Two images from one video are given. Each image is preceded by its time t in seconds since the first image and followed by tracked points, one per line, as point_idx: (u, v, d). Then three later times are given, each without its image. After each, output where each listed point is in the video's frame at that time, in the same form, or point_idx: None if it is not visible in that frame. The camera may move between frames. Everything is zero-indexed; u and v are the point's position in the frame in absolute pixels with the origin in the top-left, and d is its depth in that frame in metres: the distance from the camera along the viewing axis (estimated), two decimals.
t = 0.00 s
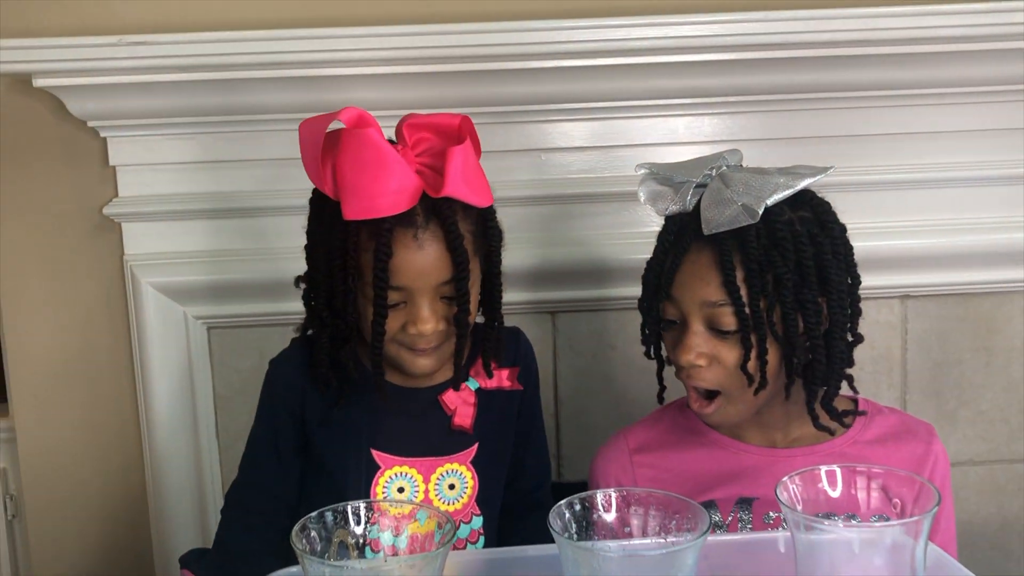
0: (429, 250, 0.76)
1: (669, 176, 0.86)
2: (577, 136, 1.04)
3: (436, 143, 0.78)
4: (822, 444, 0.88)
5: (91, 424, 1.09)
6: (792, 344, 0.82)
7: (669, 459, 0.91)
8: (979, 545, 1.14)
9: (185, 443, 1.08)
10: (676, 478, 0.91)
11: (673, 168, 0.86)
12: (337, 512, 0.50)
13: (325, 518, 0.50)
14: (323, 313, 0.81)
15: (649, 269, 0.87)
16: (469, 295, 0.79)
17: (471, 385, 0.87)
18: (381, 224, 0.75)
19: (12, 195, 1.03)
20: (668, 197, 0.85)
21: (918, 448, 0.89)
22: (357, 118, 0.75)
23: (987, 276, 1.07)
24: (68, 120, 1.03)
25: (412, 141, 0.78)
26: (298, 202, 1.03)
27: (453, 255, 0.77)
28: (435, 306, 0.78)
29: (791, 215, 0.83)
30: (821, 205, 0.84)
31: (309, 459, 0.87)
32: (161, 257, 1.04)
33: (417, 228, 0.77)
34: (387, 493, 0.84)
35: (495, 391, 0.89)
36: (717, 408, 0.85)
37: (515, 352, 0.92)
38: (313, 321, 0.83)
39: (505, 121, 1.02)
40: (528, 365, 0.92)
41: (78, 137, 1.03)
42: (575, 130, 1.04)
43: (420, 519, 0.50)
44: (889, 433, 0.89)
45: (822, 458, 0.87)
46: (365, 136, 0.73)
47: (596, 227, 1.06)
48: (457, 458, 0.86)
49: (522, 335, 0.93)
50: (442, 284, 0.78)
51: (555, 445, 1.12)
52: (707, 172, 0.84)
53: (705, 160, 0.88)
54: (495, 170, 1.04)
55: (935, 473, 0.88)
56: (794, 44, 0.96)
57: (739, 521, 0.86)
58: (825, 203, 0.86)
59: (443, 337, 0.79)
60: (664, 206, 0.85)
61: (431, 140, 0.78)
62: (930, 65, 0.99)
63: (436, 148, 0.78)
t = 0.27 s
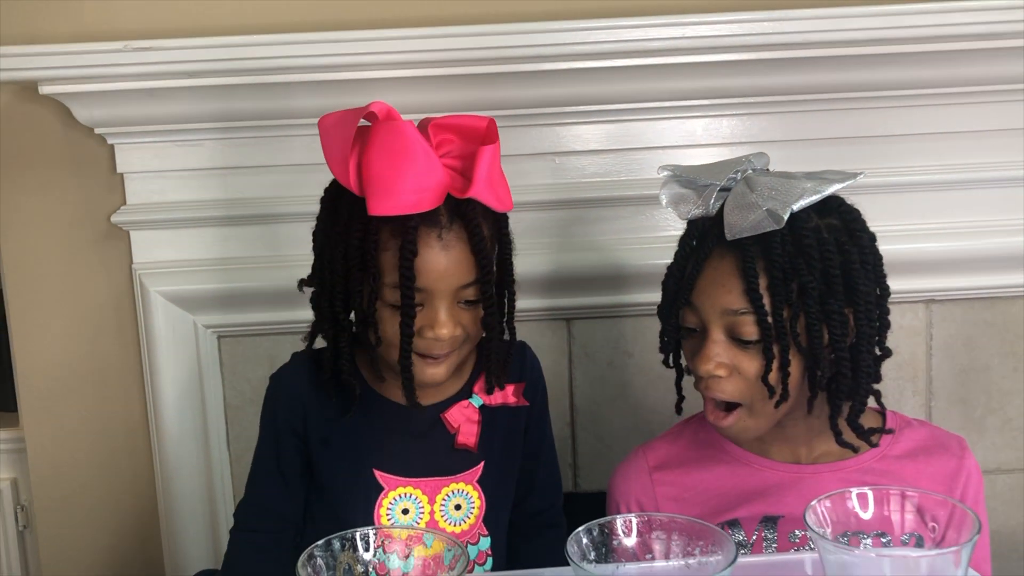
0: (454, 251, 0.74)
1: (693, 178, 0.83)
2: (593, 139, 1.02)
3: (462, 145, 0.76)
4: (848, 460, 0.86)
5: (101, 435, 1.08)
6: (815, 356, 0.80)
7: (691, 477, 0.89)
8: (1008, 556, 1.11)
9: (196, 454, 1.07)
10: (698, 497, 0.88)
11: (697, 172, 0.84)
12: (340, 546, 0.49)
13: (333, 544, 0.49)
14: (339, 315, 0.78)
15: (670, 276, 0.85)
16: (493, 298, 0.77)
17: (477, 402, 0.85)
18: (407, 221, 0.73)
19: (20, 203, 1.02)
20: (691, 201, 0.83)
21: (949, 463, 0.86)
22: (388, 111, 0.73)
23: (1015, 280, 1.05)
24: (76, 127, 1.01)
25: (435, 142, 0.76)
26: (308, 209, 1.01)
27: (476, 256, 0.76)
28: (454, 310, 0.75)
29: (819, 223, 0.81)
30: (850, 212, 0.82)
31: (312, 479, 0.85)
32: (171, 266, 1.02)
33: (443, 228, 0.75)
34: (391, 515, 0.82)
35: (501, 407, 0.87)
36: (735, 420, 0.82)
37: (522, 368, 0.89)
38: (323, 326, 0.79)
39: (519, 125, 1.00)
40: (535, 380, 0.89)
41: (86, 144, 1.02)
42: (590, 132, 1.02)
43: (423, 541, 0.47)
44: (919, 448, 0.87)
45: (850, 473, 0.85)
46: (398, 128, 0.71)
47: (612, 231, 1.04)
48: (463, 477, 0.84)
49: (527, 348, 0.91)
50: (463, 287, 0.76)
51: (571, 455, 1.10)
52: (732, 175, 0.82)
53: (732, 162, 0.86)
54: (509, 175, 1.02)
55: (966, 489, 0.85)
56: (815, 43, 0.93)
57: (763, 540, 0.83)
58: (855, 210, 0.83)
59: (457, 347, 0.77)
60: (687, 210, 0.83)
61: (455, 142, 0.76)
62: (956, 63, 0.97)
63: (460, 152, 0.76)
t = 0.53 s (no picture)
0: (459, 259, 0.73)
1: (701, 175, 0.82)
2: (597, 139, 1.00)
3: (462, 149, 0.75)
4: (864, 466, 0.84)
5: (100, 443, 1.06)
6: (841, 341, 0.78)
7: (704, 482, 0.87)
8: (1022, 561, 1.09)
9: (196, 461, 1.05)
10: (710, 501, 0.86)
11: (702, 170, 0.83)
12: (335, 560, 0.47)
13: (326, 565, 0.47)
14: (338, 326, 0.76)
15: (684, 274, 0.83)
16: (497, 306, 0.76)
17: (474, 413, 0.83)
18: (412, 229, 0.71)
19: (16, 208, 1.01)
20: (700, 198, 0.82)
21: (967, 471, 0.84)
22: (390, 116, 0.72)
23: None
24: (72, 130, 1.00)
25: (435, 146, 0.74)
26: (308, 212, 0.99)
27: (481, 264, 0.74)
28: (457, 319, 0.73)
29: (831, 211, 0.80)
30: (860, 200, 0.82)
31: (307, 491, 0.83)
32: (169, 270, 1.01)
33: (447, 235, 0.73)
34: (387, 529, 0.80)
35: (499, 417, 0.85)
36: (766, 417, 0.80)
37: (520, 378, 0.87)
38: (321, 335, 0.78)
39: (522, 125, 0.98)
40: (534, 388, 0.88)
41: (82, 148, 1.00)
42: (594, 132, 1.00)
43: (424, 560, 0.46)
44: (936, 455, 0.85)
45: (865, 482, 0.83)
46: (402, 132, 0.70)
47: (616, 232, 1.02)
48: (461, 489, 0.82)
49: (525, 355, 0.89)
50: (466, 295, 0.74)
51: (577, 460, 1.08)
52: (741, 170, 0.81)
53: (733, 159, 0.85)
54: (511, 176, 1.00)
55: (983, 498, 0.83)
56: (823, 39, 0.91)
57: (776, 549, 0.82)
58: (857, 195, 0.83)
59: (461, 353, 0.75)
60: (696, 208, 0.82)
61: (455, 146, 0.74)
62: (968, 58, 0.94)
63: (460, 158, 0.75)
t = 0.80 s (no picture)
0: (462, 254, 0.70)
1: (697, 168, 0.80)
2: (598, 126, 0.97)
3: (463, 138, 0.71)
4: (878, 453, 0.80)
5: (89, 439, 1.03)
6: (854, 314, 0.75)
7: (710, 462, 0.84)
8: None
9: (188, 457, 1.02)
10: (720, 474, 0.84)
11: (696, 165, 0.80)
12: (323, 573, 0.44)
13: None
14: (335, 324, 0.73)
15: (689, 267, 0.81)
16: (501, 302, 0.73)
17: (472, 410, 0.81)
18: (415, 224, 0.68)
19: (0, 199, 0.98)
20: (699, 190, 0.79)
21: (987, 460, 0.80)
22: (391, 104, 0.68)
23: None
24: (57, 119, 0.97)
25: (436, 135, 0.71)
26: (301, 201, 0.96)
27: (484, 259, 0.71)
28: (460, 316, 0.71)
29: (829, 189, 0.78)
30: (855, 177, 0.79)
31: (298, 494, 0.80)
32: (158, 262, 0.98)
33: (451, 229, 0.70)
34: (383, 533, 0.77)
35: (497, 415, 0.83)
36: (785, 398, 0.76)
37: (517, 375, 0.85)
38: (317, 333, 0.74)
39: (521, 111, 0.95)
40: (533, 385, 0.85)
41: (67, 137, 0.97)
42: (595, 118, 0.97)
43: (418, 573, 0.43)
44: (954, 443, 0.81)
45: (877, 467, 0.79)
46: (404, 122, 0.66)
47: (619, 222, 0.99)
48: (460, 491, 0.79)
49: (524, 352, 0.87)
50: (470, 291, 0.71)
51: (579, 455, 1.05)
52: (736, 158, 0.78)
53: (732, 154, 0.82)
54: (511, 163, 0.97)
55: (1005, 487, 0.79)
56: (832, 21, 0.88)
57: (786, 525, 0.79)
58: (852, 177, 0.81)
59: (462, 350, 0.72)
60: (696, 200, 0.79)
61: (456, 135, 0.71)
62: (981, 40, 0.91)
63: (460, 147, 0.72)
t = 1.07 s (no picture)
0: (447, 222, 0.67)
1: (748, 120, 0.81)
2: (589, 87, 0.94)
3: (448, 99, 0.68)
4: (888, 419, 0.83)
5: (67, 413, 1.01)
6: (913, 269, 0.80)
7: (719, 428, 0.86)
8: None
9: (169, 431, 1.00)
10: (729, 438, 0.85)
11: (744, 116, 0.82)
12: (301, 554, 0.42)
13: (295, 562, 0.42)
14: (311, 297, 0.70)
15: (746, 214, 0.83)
16: (487, 273, 0.71)
17: (457, 382, 0.79)
18: (396, 191, 0.65)
19: None
20: (753, 140, 0.81)
21: (992, 428, 0.83)
22: (369, 63, 0.64)
23: None
24: (27, 81, 0.93)
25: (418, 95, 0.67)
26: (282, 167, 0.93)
27: (470, 227, 0.69)
28: (445, 288, 0.68)
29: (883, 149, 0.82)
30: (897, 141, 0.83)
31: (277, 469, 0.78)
32: (134, 230, 0.95)
33: (435, 196, 0.67)
34: (365, 510, 0.75)
35: (483, 387, 0.81)
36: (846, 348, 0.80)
37: (503, 346, 0.83)
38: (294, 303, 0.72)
39: (509, 72, 0.92)
40: (521, 357, 0.83)
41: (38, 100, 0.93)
42: (585, 79, 0.94)
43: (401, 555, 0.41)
44: (959, 411, 0.83)
45: (887, 433, 0.82)
46: (385, 81, 0.63)
47: (611, 187, 0.96)
48: (445, 465, 0.77)
49: (511, 322, 0.84)
50: (455, 262, 0.69)
51: (569, 426, 1.04)
52: (795, 113, 0.81)
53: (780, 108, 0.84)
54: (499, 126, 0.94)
55: (1007, 455, 0.82)
56: None
57: (793, 489, 0.82)
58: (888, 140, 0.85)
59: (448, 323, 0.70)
60: (752, 150, 0.81)
61: (439, 95, 0.68)
62: None
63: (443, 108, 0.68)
